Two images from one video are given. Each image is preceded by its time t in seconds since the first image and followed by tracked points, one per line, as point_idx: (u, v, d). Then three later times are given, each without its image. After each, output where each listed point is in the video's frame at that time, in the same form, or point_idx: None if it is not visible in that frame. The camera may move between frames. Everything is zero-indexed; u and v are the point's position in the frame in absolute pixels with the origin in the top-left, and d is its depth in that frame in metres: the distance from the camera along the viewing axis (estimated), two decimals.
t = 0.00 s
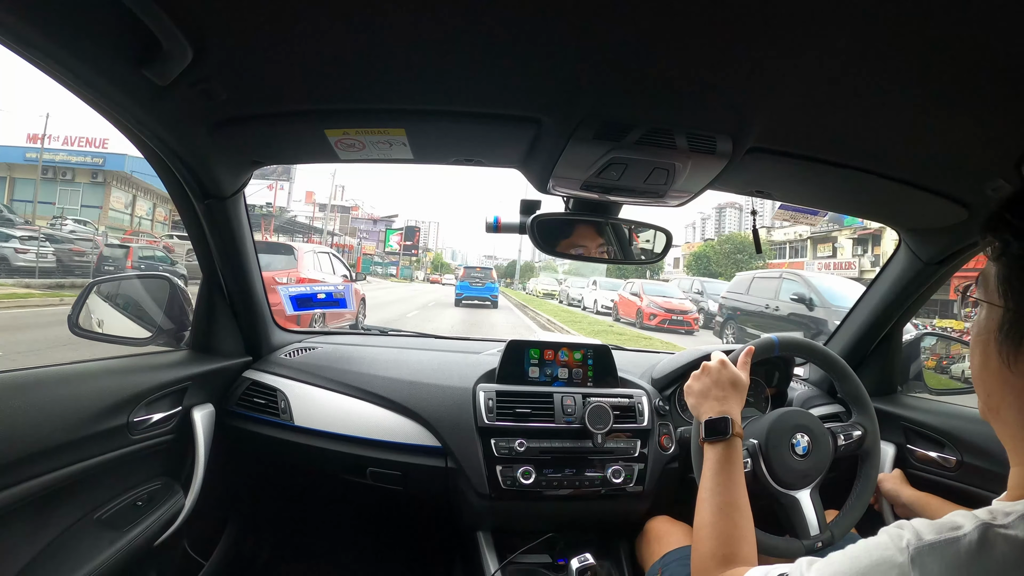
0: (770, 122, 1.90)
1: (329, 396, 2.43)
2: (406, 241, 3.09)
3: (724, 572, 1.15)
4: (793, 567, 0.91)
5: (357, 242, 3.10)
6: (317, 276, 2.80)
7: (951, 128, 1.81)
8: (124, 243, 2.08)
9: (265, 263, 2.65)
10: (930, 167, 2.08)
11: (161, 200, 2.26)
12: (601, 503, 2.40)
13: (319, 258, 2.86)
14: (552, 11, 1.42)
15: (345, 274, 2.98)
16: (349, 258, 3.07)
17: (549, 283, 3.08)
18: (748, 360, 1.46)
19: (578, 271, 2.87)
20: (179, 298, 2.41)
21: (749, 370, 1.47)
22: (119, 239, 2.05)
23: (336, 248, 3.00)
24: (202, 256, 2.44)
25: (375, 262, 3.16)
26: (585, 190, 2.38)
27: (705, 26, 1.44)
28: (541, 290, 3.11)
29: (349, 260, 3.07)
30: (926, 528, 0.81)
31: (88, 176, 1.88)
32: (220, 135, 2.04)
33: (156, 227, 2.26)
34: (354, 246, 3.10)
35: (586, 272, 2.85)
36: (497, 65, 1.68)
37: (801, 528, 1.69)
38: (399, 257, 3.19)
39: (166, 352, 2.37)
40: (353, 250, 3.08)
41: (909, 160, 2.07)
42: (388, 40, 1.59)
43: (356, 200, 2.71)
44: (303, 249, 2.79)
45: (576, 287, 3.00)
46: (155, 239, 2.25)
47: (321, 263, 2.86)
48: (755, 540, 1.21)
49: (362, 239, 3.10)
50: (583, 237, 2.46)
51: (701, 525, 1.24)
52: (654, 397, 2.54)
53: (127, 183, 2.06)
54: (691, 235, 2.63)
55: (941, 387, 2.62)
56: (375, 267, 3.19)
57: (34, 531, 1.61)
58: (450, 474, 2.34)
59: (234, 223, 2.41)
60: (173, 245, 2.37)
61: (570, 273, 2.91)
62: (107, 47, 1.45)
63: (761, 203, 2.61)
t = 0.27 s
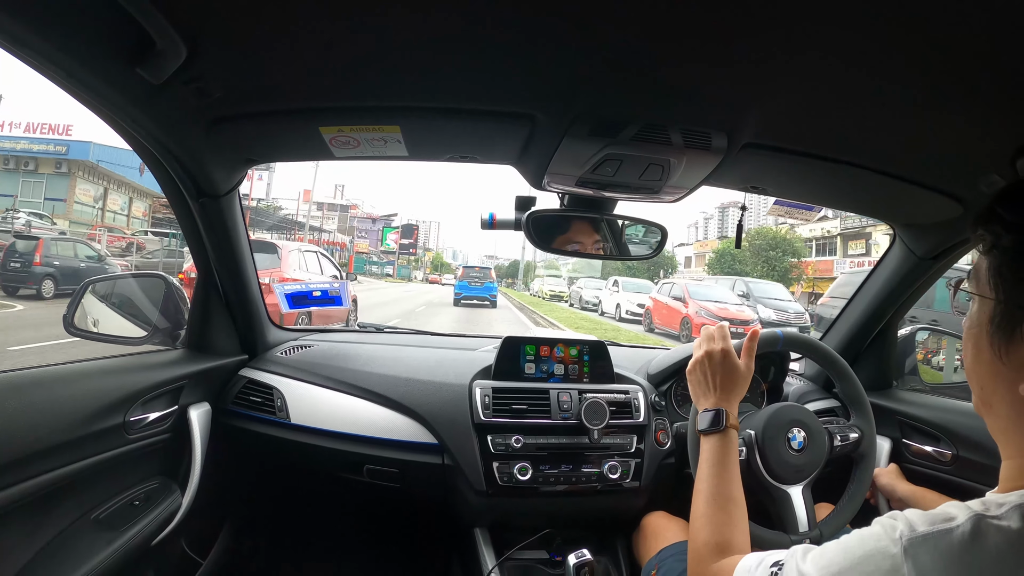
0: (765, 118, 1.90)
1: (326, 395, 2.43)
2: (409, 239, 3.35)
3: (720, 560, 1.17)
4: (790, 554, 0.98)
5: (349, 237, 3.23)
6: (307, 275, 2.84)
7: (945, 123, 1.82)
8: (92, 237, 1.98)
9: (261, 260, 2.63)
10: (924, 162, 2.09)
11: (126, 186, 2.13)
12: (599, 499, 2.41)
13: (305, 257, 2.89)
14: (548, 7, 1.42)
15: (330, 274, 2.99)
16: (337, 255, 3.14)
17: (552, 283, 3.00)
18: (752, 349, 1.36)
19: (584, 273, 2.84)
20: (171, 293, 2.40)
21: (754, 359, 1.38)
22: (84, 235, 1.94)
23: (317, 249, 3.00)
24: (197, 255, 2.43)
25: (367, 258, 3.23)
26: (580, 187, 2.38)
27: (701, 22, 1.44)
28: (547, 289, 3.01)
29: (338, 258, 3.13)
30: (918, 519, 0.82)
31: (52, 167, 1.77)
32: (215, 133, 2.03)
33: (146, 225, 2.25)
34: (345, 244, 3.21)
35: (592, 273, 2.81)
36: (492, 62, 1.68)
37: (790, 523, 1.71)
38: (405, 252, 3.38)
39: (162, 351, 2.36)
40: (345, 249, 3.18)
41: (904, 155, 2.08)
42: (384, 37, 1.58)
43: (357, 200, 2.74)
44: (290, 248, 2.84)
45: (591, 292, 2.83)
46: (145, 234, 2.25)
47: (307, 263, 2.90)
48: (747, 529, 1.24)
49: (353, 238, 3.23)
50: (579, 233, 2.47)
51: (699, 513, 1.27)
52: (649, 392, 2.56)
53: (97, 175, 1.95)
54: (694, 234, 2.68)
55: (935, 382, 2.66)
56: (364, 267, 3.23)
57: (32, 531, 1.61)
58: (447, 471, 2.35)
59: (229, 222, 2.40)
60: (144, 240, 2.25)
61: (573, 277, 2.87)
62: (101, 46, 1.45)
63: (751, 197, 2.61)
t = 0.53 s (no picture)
0: (762, 118, 1.91)
1: (325, 396, 2.43)
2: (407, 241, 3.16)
3: (714, 553, 1.16)
4: (790, 547, 0.98)
5: (341, 234, 3.12)
6: (301, 277, 2.85)
7: (941, 122, 1.83)
8: (53, 234, 1.78)
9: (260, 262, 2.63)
10: (920, 162, 2.10)
11: (96, 178, 1.94)
12: (598, 500, 2.41)
13: (292, 257, 2.85)
14: (545, 9, 1.42)
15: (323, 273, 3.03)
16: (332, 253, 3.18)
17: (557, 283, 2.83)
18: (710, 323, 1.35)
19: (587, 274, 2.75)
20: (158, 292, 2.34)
21: (719, 330, 1.35)
22: (46, 229, 1.75)
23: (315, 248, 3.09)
24: (195, 256, 2.42)
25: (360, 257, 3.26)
26: (578, 188, 2.38)
27: (698, 23, 1.44)
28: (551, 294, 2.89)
29: (332, 254, 3.18)
30: (916, 516, 0.83)
31: (10, 156, 1.62)
32: (212, 135, 2.03)
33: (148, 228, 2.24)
34: (336, 243, 3.16)
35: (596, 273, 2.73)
36: (489, 63, 1.68)
37: (789, 523, 1.71)
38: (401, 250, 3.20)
39: (160, 353, 2.35)
40: (335, 247, 3.14)
41: (900, 154, 2.08)
42: (382, 39, 1.58)
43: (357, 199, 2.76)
44: (279, 248, 2.76)
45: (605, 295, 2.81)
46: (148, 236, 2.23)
47: (293, 262, 2.84)
48: (747, 519, 1.21)
49: (346, 235, 3.14)
50: (576, 234, 2.48)
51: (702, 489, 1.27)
52: (648, 392, 2.56)
53: (57, 163, 1.75)
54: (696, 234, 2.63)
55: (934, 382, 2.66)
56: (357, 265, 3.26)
57: (31, 534, 1.60)
58: (446, 472, 2.35)
59: (227, 223, 2.40)
60: (112, 237, 2.03)
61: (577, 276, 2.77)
62: (98, 48, 1.45)
63: (751, 196, 2.63)
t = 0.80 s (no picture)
0: (761, 119, 1.91)
1: (324, 399, 2.42)
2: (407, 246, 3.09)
3: (727, 528, 1.17)
4: (799, 532, 0.98)
5: (333, 231, 2.95)
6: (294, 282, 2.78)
7: (940, 121, 1.82)
8: (7, 227, 1.73)
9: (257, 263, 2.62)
10: (918, 161, 2.11)
11: (65, 170, 1.89)
12: (598, 501, 2.40)
13: (281, 256, 2.83)
14: (543, 9, 1.42)
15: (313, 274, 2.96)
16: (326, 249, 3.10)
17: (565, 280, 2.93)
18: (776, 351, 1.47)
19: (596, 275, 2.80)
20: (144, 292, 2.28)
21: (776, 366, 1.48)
22: None
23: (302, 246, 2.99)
24: (194, 259, 2.42)
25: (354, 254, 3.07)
26: (577, 190, 2.38)
27: (697, 24, 1.44)
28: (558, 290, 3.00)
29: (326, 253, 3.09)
30: (924, 510, 0.82)
31: None
32: (211, 138, 2.03)
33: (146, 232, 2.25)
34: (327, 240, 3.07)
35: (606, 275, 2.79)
36: (488, 65, 1.68)
37: (790, 525, 1.71)
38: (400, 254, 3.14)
39: (159, 356, 2.34)
40: (326, 245, 3.05)
41: (899, 154, 2.08)
42: (381, 41, 1.58)
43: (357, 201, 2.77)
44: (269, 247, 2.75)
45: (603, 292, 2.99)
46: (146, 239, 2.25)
47: (280, 261, 2.81)
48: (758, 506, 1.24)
49: (339, 233, 2.96)
50: (574, 234, 2.47)
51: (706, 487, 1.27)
52: (648, 394, 2.56)
53: (20, 152, 1.68)
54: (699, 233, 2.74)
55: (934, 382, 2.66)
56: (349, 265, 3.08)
57: (30, 540, 1.59)
58: (446, 475, 2.34)
59: (226, 226, 2.40)
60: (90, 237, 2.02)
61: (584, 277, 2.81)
62: (96, 52, 1.44)
63: (750, 198, 2.62)
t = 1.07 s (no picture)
0: (759, 117, 1.91)
1: (325, 400, 2.42)
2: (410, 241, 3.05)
3: (730, 524, 1.18)
4: (801, 529, 0.98)
5: (326, 228, 2.86)
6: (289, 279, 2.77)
7: (939, 118, 1.82)
8: None
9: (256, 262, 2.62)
10: (917, 159, 2.11)
11: (29, 159, 1.74)
12: (599, 500, 2.41)
13: (270, 253, 2.72)
14: (541, 9, 1.42)
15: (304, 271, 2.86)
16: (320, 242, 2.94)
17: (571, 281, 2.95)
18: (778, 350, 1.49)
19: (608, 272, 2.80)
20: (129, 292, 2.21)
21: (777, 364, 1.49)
22: None
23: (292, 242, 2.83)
24: (193, 260, 2.42)
25: (346, 252, 2.99)
26: (576, 189, 2.38)
27: (694, 22, 1.44)
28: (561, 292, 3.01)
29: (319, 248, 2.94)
30: (924, 509, 0.82)
31: None
32: (210, 139, 2.03)
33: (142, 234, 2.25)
34: (318, 237, 2.93)
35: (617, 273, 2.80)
36: (486, 65, 1.68)
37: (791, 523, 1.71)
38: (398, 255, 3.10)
39: (159, 357, 2.35)
40: (318, 242, 2.90)
41: (898, 151, 2.08)
42: (379, 42, 1.59)
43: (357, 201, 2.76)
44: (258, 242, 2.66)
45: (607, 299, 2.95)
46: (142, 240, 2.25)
47: (269, 258, 2.71)
48: (759, 501, 1.25)
49: (331, 229, 2.86)
50: (576, 234, 2.47)
51: (709, 483, 1.27)
52: (649, 393, 2.56)
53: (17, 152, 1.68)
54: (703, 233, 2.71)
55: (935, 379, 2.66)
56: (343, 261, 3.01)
57: (32, 542, 1.60)
58: (447, 474, 2.34)
59: (225, 228, 2.40)
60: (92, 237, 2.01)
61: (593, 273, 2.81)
62: (95, 54, 1.44)
63: (750, 196, 2.62)
